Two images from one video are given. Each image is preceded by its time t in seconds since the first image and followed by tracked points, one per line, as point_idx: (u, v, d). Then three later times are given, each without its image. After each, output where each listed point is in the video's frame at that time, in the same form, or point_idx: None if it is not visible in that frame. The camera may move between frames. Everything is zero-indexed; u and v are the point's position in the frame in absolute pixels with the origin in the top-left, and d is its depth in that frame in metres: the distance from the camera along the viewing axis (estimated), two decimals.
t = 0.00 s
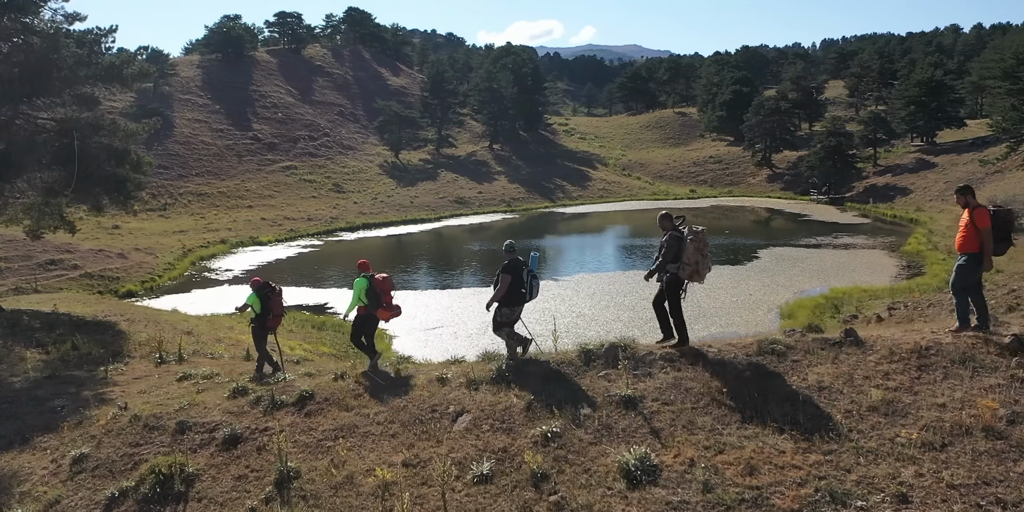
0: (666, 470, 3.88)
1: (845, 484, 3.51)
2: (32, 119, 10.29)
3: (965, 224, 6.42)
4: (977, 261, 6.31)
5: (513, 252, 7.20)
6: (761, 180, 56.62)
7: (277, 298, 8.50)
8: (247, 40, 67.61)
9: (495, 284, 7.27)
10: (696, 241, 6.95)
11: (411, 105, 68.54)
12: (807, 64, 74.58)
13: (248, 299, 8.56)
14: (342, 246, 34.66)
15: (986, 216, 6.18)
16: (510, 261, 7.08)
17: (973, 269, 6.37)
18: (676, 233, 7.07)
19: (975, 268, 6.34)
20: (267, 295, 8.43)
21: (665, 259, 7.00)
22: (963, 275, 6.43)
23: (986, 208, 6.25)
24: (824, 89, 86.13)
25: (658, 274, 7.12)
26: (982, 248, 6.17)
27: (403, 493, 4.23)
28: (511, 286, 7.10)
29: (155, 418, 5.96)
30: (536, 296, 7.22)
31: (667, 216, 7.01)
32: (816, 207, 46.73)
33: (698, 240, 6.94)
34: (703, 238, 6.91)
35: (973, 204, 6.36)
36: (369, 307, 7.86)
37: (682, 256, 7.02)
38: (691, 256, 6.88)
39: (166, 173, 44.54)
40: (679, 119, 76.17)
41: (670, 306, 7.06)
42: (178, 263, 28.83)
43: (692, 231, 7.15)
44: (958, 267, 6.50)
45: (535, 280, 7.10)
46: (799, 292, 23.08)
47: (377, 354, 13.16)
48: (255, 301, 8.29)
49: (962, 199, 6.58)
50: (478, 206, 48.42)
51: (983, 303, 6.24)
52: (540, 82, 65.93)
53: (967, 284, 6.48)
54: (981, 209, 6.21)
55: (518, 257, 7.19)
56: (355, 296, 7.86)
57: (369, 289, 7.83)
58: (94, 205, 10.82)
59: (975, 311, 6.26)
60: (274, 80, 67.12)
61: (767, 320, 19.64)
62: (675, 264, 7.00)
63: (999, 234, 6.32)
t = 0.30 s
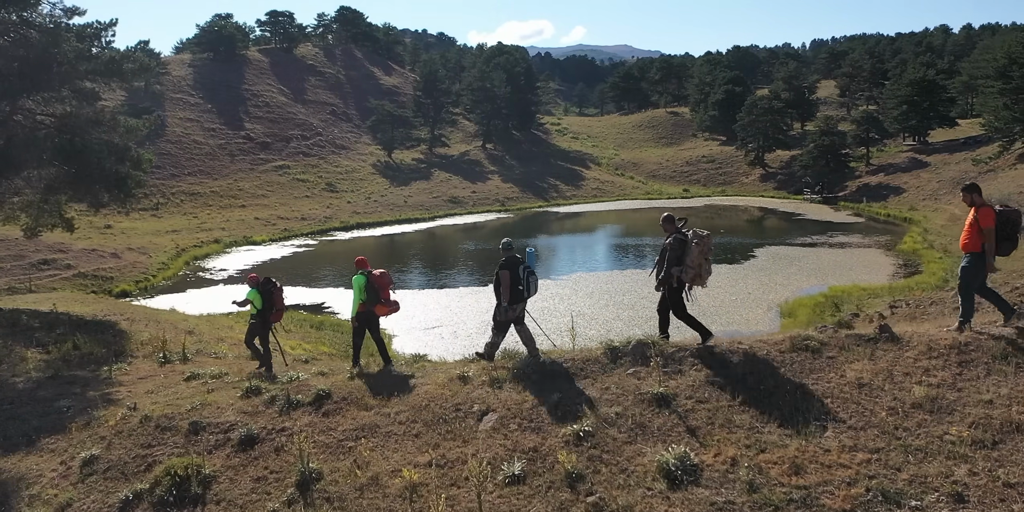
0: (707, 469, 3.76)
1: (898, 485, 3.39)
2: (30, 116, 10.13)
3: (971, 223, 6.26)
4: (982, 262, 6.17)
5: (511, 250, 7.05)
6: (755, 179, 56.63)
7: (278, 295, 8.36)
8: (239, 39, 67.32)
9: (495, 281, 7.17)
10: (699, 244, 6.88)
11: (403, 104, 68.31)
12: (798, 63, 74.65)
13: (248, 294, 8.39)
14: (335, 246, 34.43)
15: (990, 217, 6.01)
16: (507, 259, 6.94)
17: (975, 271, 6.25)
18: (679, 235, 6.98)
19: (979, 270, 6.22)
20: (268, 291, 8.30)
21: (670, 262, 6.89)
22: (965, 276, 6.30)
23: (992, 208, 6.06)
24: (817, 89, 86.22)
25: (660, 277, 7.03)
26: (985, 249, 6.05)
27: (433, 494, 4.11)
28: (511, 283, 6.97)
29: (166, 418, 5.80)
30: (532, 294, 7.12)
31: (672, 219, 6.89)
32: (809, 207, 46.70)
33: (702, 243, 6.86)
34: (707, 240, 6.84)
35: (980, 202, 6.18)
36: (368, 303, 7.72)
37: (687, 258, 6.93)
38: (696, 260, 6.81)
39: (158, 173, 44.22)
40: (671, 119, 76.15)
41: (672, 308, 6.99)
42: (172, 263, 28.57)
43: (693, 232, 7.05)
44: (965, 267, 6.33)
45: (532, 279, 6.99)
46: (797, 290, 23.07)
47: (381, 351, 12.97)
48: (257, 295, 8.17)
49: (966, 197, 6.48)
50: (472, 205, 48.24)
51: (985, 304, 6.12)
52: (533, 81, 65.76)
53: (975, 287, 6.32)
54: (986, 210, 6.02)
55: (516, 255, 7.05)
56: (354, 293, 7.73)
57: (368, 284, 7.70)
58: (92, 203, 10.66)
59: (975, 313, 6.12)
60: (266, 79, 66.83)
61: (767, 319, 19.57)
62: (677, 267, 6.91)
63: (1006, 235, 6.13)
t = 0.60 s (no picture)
0: (752, 468, 3.65)
1: (956, 484, 3.29)
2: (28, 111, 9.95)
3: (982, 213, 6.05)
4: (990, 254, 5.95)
5: (504, 255, 6.92)
6: (748, 178, 56.63)
7: (276, 293, 8.21)
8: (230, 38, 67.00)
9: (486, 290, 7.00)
10: (704, 235, 6.75)
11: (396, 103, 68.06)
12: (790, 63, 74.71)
13: (243, 294, 8.25)
14: (328, 245, 34.22)
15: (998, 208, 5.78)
16: (501, 264, 6.82)
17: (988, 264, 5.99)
18: (683, 227, 6.86)
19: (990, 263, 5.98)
20: (265, 289, 8.14)
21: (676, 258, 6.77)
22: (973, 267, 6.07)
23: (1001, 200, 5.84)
24: (810, 88, 86.24)
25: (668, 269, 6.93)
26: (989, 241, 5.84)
27: (465, 496, 3.99)
28: (501, 290, 6.83)
29: (180, 419, 5.65)
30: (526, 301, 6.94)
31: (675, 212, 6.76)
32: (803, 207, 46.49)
33: (706, 233, 6.75)
34: (711, 231, 6.73)
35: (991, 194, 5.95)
36: (366, 301, 7.55)
37: (693, 250, 6.80)
38: (702, 251, 6.68)
39: (150, 172, 43.91)
40: (664, 118, 76.12)
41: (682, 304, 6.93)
42: (166, 263, 28.28)
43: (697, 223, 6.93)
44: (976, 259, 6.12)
45: (524, 285, 6.83)
46: (796, 289, 23.00)
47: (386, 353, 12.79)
48: (254, 294, 8.01)
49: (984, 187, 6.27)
50: (466, 205, 48.04)
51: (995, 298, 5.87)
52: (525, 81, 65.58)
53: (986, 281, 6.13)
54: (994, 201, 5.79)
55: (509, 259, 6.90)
56: (351, 291, 7.57)
57: (367, 281, 7.55)
58: (93, 202, 10.46)
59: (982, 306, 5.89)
60: (258, 78, 66.50)
61: (768, 317, 19.49)
62: (683, 260, 6.80)
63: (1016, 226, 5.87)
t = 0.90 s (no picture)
0: (801, 468, 3.55)
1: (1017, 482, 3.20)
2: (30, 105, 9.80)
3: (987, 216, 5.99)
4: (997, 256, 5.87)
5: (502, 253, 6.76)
6: (741, 178, 56.68)
7: (275, 290, 8.05)
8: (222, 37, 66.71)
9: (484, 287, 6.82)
10: (706, 240, 6.63)
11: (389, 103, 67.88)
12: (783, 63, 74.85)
13: (243, 290, 8.08)
14: (322, 245, 34.03)
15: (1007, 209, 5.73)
16: (499, 262, 6.66)
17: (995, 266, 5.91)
18: (685, 230, 6.74)
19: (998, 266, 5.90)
20: (265, 286, 7.97)
21: (674, 260, 6.66)
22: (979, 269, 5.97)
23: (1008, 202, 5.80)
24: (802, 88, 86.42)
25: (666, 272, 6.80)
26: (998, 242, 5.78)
27: (501, 497, 3.87)
28: (499, 286, 6.63)
29: (196, 420, 5.52)
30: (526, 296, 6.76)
31: (678, 214, 6.65)
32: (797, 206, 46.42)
33: (708, 238, 6.62)
34: (714, 236, 6.61)
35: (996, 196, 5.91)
36: (369, 305, 7.39)
37: (693, 254, 6.67)
38: (703, 256, 6.56)
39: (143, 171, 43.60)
40: (657, 118, 76.13)
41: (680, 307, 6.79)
42: (161, 262, 28.03)
43: (702, 227, 6.80)
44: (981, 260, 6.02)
45: (524, 280, 6.65)
46: (794, 288, 22.95)
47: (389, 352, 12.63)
48: (253, 292, 7.84)
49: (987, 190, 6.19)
50: (460, 204, 47.89)
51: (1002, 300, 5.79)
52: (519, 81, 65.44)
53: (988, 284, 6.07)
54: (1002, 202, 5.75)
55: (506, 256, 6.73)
56: (355, 295, 7.41)
57: (371, 287, 7.38)
58: (94, 200, 10.28)
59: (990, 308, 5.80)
60: (251, 77, 66.22)
61: (769, 316, 19.44)
62: (683, 264, 6.67)
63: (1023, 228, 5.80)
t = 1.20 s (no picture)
0: (851, 468, 3.47)
1: None
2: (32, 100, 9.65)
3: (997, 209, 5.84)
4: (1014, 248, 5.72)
5: (502, 249, 6.66)
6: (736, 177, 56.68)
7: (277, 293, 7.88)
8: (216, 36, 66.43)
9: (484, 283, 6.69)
10: (711, 233, 6.49)
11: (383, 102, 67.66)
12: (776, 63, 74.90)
13: (244, 293, 7.91)
14: (317, 244, 33.84)
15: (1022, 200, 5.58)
16: (499, 258, 6.54)
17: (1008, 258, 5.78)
18: (690, 224, 6.61)
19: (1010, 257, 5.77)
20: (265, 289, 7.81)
21: (679, 253, 6.52)
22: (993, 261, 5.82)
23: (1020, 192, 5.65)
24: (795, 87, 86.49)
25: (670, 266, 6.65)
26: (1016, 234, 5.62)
27: (538, 500, 3.75)
28: (501, 284, 6.50)
29: (212, 421, 5.38)
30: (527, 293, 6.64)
31: (682, 207, 6.52)
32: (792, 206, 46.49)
33: (714, 231, 6.48)
34: (719, 228, 6.47)
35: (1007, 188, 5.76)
36: (374, 300, 7.26)
37: (697, 247, 6.53)
38: (708, 248, 6.41)
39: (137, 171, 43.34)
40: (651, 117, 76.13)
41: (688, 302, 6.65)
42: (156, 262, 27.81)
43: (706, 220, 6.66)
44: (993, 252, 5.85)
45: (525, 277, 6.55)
46: (794, 287, 22.89)
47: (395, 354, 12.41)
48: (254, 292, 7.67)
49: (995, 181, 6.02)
50: (455, 204, 47.73)
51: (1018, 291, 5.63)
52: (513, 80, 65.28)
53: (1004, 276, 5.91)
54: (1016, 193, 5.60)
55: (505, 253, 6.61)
56: (359, 291, 7.27)
57: (374, 281, 7.23)
58: (97, 196, 10.11)
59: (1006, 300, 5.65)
60: (244, 76, 65.95)
61: (770, 315, 19.36)
62: (688, 257, 6.51)
63: None
